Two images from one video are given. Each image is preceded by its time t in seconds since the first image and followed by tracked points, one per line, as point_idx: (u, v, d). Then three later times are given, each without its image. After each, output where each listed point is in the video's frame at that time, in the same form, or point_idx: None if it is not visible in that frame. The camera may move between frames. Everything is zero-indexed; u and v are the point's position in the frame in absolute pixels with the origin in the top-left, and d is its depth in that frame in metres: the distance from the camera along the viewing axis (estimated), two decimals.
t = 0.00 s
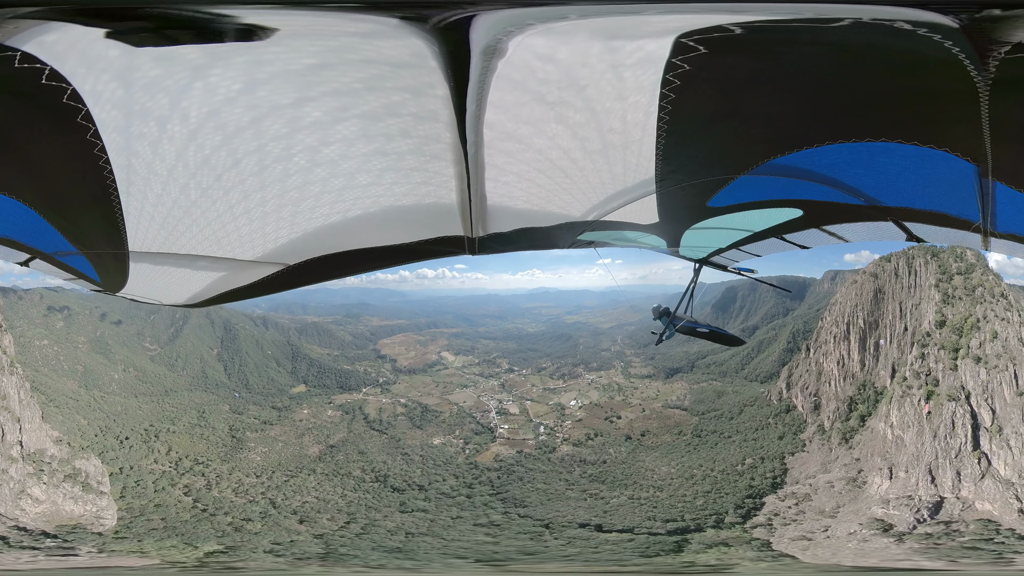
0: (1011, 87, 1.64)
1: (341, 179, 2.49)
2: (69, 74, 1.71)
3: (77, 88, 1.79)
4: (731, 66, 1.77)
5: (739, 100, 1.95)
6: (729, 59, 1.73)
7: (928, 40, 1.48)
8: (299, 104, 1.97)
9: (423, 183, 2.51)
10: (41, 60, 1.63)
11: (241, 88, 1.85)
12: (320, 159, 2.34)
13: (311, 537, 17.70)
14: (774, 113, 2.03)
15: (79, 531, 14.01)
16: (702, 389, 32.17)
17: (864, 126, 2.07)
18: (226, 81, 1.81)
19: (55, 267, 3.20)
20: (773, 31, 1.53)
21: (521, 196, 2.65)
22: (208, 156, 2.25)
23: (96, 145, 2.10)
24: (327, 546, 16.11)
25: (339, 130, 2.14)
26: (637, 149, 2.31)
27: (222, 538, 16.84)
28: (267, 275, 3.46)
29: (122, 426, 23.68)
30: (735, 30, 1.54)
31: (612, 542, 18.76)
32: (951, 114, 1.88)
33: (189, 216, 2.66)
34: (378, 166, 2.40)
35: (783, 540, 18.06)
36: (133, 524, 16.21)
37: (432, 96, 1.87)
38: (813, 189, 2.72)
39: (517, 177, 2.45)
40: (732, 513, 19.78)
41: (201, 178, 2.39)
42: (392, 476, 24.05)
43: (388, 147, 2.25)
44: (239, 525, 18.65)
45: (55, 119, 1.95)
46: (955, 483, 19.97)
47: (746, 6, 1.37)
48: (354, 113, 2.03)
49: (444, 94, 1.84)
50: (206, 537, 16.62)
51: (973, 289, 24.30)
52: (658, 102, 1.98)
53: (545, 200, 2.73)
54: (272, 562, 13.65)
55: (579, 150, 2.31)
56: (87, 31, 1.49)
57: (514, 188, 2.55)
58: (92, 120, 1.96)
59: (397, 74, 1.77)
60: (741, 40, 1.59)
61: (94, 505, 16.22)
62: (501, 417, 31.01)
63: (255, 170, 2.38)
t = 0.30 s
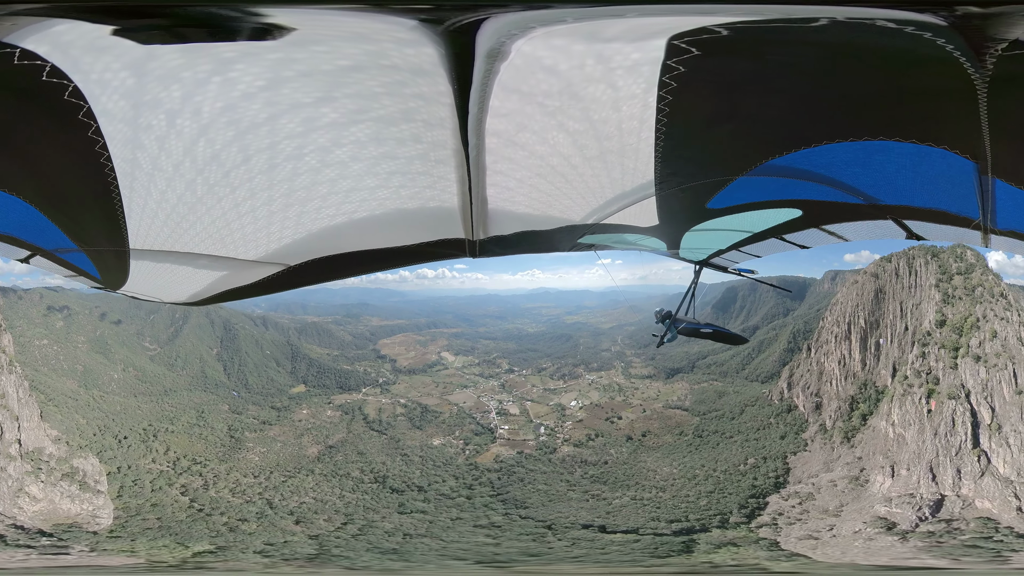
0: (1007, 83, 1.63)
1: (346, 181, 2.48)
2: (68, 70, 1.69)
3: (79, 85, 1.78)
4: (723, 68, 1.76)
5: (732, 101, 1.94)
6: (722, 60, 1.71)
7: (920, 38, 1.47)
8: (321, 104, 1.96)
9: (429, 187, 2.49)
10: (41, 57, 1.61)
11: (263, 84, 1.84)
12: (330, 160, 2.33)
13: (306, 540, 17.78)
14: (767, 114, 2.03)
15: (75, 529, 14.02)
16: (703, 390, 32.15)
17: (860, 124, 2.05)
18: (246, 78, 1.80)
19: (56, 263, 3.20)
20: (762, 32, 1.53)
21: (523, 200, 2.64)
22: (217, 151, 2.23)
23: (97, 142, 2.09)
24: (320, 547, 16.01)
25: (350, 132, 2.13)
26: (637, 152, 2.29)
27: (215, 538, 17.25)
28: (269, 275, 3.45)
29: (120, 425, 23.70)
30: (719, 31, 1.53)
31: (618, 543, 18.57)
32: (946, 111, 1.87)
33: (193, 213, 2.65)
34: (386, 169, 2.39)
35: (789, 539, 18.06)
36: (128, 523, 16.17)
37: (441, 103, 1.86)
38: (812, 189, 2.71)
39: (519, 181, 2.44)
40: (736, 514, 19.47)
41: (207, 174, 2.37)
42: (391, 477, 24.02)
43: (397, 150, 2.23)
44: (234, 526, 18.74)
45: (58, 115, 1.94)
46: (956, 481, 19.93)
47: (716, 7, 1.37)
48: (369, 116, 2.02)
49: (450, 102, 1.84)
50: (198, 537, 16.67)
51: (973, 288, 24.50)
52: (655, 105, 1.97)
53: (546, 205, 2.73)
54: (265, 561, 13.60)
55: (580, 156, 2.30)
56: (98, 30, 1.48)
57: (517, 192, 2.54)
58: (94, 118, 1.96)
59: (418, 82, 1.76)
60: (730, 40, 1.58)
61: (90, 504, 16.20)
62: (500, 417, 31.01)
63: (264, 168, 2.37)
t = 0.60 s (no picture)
0: (1011, 83, 1.61)
1: (340, 183, 2.47)
2: (70, 71, 1.68)
3: (80, 87, 1.76)
4: (722, 67, 1.75)
5: (734, 100, 1.93)
6: (722, 59, 1.70)
7: (927, 38, 1.45)
8: (311, 107, 1.95)
9: (424, 187, 2.48)
10: (43, 58, 1.60)
11: (253, 89, 1.83)
12: (323, 163, 2.32)
13: (300, 540, 17.73)
14: (769, 112, 2.01)
15: (73, 528, 14.05)
16: (704, 390, 32.16)
17: (861, 124, 2.04)
18: (238, 83, 1.80)
19: (54, 265, 3.19)
20: (761, 31, 1.51)
21: (519, 199, 2.63)
22: (215, 156, 2.22)
23: (98, 143, 2.08)
24: (313, 548, 15.95)
25: (342, 134, 2.12)
26: (637, 151, 2.28)
27: (208, 538, 17.05)
28: (267, 276, 3.44)
29: (120, 425, 23.71)
30: (721, 29, 1.51)
31: (624, 544, 18.40)
32: (949, 111, 1.86)
33: (192, 216, 2.64)
34: (379, 171, 2.38)
35: (797, 539, 17.91)
36: (124, 523, 16.16)
37: (433, 102, 1.85)
38: (813, 187, 2.69)
39: (515, 181, 2.43)
40: (740, 513, 20.21)
41: (206, 178, 2.37)
42: (390, 478, 24.03)
43: (390, 152, 2.22)
44: (230, 525, 18.71)
45: (58, 117, 1.93)
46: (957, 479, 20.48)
47: (713, 5, 1.37)
48: (360, 118, 2.02)
49: (443, 101, 1.83)
50: (189, 536, 16.49)
51: (973, 288, 24.58)
52: (655, 103, 1.96)
53: (543, 204, 2.72)
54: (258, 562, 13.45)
55: (576, 154, 2.29)
56: (92, 33, 1.48)
57: (513, 191, 2.54)
58: (95, 120, 1.94)
59: (405, 82, 1.76)
60: (732, 39, 1.57)
61: (88, 503, 16.21)
62: (501, 418, 31.02)
63: (260, 172, 2.36)
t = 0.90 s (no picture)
0: (1013, 83, 1.60)
1: (341, 187, 2.46)
2: (75, 72, 1.65)
3: (84, 87, 1.73)
4: (718, 66, 1.73)
5: (731, 98, 1.91)
6: (718, 58, 1.68)
7: (929, 36, 1.43)
8: (311, 114, 1.95)
9: (422, 191, 2.47)
10: (47, 57, 1.57)
11: (257, 96, 1.83)
12: (324, 168, 2.31)
13: (295, 540, 17.65)
14: (768, 111, 1.99)
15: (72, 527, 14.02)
16: (704, 390, 32.13)
17: (861, 121, 2.02)
18: (242, 89, 1.79)
19: (54, 263, 3.18)
20: (755, 29, 1.49)
21: (517, 201, 2.61)
22: (218, 160, 2.21)
23: (100, 143, 2.05)
24: (306, 550, 15.74)
25: (343, 139, 2.11)
26: (634, 150, 2.26)
27: (202, 538, 16.92)
28: (266, 278, 3.44)
29: (118, 425, 23.70)
30: (711, 29, 1.50)
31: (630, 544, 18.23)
32: (949, 109, 1.84)
33: (193, 218, 2.63)
34: (379, 175, 2.37)
35: (803, 537, 17.69)
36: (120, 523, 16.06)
37: (431, 108, 1.86)
38: (811, 185, 2.67)
39: (514, 182, 2.42)
40: (746, 514, 19.45)
41: (209, 179, 2.34)
42: (389, 480, 23.99)
43: (389, 156, 2.22)
44: (226, 525, 18.60)
45: (61, 116, 1.90)
46: (958, 478, 20.35)
47: (686, 6, 1.35)
48: (359, 124, 2.01)
49: (442, 105, 1.83)
50: (182, 536, 16.46)
51: (973, 288, 24.64)
52: (652, 103, 1.94)
53: (542, 206, 2.71)
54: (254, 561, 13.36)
55: (571, 155, 2.28)
56: (96, 36, 1.45)
57: (510, 194, 2.53)
58: (96, 119, 1.91)
59: (403, 88, 1.75)
60: (726, 37, 1.55)
61: (85, 501, 16.16)
62: (501, 419, 31.01)
63: (261, 175, 2.35)
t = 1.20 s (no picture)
0: (1012, 82, 1.59)
1: (339, 190, 2.45)
2: (74, 72, 1.63)
3: (84, 87, 1.71)
4: (714, 65, 1.72)
5: (726, 99, 1.90)
6: (711, 59, 1.68)
7: (926, 35, 1.42)
8: (311, 117, 1.94)
9: (421, 193, 2.46)
10: (47, 56, 1.55)
11: (260, 99, 1.83)
12: (322, 170, 2.30)
13: (288, 542, 17.47)
14: (765, 111, 1.99)
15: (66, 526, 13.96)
16: (705, 390, 32.12)
17: (857, 122, 2.02)
18: (246, 93, 1.79)
19: (54, 263, 3.18)
20: (746, 28, 1.49)
21: (515, 202, 2.60)
22: (219, 161, 2.20)
23: (98, 142, 2.03)
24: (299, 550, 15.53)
25: (342, 142, 2.10)
26: (630, 151, 2.25)
27: (195, 538, 16.86)
28: (266, 279, 3.43)
29: (117, 424, 23.73)
30: (706, 28, 1.49)
31: (634, 544, 18.17)
32: (948, 108, 1.83)
33: (193, 219, 2.62)
34: (377, 178, 2.36)
35: (809, 536, 17.50)
36: (115, 522, 16.00)
37: (429, 111, 1.86)
38: (811, 184, 2.66)
39: (512, 183, 2.40)
40: (749, 513, 19.83)
41: (210, 181, 2.33)
42: (389, 481, 23.88)
43: (388, 159, 2.21)
44: (222, 526, 18.49)
45: (61, 115, 1.88)
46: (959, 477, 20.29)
47: (676, 5, 1.35)
48: (359, 127, 2.00)
49: (440, 109, 1.83)
50: (175, 536, 16.35)
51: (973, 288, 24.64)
52: (649, 103, 1.92)
53: (539, 208, 2.70)
54: (252, 562, 13.31)
55: (568, 157, 2.26)
56: (99, 36, 1.44)
57: (508, 195, 2.52)
58: (96, 119, 1.90)
59: (401, 90, 1.75)
60: (718, 37, 1.54)
61: (82, 500, 16.12)
62: (501, 420, 31.01)
63: (261, 177, 2.34)
